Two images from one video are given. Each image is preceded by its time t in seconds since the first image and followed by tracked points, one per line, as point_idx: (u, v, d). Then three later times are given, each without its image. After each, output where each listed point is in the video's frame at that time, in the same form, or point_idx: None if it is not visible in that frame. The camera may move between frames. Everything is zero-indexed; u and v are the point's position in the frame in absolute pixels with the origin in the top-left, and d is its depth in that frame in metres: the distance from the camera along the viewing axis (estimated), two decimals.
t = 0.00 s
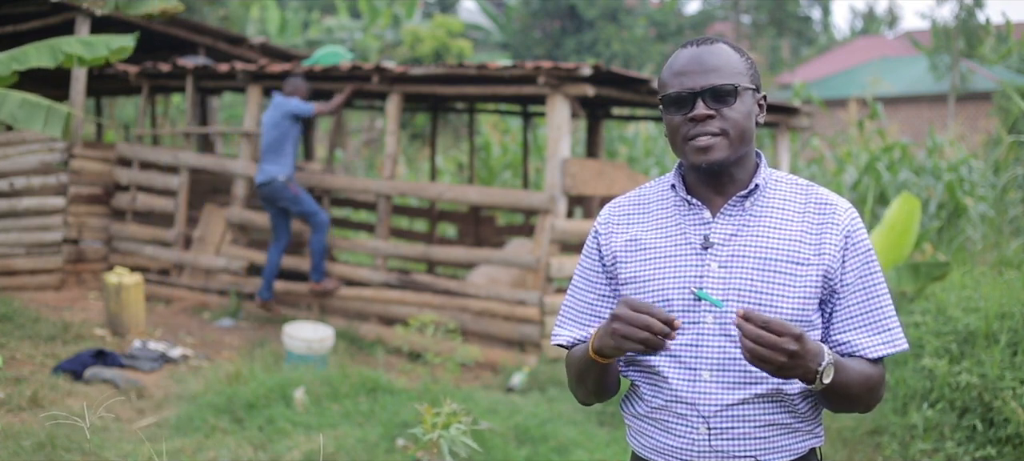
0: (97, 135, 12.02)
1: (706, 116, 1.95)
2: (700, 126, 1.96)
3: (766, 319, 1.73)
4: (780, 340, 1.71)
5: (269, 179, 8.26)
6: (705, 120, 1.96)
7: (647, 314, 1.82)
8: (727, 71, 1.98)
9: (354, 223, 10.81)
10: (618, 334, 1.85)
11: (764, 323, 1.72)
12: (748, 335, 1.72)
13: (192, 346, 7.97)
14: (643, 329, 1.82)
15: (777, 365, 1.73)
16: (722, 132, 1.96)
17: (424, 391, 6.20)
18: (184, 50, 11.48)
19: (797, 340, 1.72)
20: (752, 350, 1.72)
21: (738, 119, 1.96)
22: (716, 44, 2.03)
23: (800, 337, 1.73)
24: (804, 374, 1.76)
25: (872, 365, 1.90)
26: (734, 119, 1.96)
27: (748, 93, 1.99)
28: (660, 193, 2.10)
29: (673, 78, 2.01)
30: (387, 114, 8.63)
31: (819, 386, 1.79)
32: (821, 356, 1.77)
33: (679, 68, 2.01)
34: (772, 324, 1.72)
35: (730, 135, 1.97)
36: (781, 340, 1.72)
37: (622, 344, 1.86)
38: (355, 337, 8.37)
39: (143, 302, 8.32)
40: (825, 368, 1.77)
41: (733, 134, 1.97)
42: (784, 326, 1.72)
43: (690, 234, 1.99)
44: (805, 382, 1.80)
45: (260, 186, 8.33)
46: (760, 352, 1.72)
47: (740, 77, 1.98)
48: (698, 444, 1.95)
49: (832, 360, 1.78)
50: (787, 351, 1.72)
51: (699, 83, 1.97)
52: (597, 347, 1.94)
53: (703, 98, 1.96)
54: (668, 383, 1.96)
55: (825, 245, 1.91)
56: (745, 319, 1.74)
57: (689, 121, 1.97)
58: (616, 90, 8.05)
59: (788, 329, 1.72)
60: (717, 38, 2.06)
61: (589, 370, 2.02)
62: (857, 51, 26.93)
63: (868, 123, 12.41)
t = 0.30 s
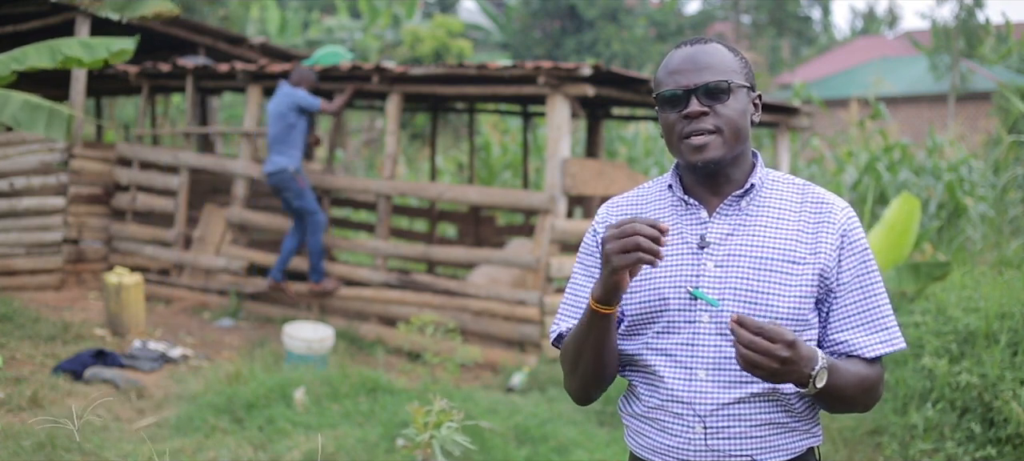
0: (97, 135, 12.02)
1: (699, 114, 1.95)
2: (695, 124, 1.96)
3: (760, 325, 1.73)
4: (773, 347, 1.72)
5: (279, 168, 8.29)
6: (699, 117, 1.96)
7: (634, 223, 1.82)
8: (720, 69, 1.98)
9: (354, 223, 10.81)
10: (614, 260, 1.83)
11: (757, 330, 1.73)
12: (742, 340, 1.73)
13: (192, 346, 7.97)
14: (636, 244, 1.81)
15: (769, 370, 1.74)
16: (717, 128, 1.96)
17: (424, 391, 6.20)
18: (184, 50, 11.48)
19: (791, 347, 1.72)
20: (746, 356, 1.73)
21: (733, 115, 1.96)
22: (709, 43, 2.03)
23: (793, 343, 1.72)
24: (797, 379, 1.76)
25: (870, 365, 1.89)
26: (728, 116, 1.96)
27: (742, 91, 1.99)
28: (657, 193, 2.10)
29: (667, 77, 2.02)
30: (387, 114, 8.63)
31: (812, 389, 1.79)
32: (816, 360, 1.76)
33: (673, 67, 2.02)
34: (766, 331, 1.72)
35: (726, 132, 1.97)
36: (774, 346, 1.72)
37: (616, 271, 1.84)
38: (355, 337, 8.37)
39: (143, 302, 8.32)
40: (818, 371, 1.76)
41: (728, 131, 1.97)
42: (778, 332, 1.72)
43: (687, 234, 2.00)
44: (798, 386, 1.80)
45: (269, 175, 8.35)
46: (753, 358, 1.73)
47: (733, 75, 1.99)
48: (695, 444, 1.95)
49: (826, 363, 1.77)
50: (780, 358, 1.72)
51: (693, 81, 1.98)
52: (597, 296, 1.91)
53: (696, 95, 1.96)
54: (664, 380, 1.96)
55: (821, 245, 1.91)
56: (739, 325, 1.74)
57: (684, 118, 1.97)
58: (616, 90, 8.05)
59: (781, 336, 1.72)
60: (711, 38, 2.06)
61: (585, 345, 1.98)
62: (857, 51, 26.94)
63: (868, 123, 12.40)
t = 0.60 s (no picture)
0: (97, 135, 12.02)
1: (706, 118, 1.95)
2: (701, 128, 1.96)
3: (744, 357, 1.77)
4: (757, 380, 1.76)
5: (280, 165, 8.30)
6: (706, 121, 1.96)
7: (652, 310, 1.81)
8: (724, 74, 1.99)
9: (354, 223, 10.81)
10: (628, 338, 1.85)
11: (741, 363, 1.77)
12: (725, 373, 1.78)
13: (192, 346, 7.97)
14: (650, 327, 1.81)
15: (753, 398, 1.78)
16: (722, 132, 1.96)
17: (424, 391, 6.20)
18: (184, 50, 11.48)
19: (774, 378, 1.77)
20: (729, 387, 1.78)
21: (737, 120, 1.97)
22: (713, 46, 2.04)
23: (777, 374, 1.77)
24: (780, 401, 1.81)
25: (863, 367, 1.90)
26: (733, 121, 1.96)
27: (746, 96, 2.00)
28: (653, 194, 2.10)
29: (670, 79, 2.01)
30: (387, 114, 8.63)
31: (794, 407, 1.84)
32: (799, 379, 1.80)
33: (677, 69, 2.01)
34: (751, 363, 1.76)
35: (730, 136, 1.97)
36: (759, 379, 1.76)
37: (631, 346, 1.85)
38: (355, 337, 8.37)
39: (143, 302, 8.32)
40: (801, 391, 1.81)
41: (733, 135, 1.97)
42: (762, 364, 1.76)
43: (684, 234, 1.99)
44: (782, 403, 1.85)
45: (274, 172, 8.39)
46: (738, 390, 1.77)
47: (738, 80, 1.99)
48: (691, 444, 1.95)
49: (809, 381, 1.82)
50: (763, 390, 1.77)
51: (698, 84, 1.97)
52: (609, 353, 1.93)
53: (704, 100, 1.96)
54: (659, 381, 1.97)
55: (817, 245, 1.92)
56: (722, 357, 1.79)
57: (689, 122, 1.96)
58: (616, 90, 8.05)
59: (766, 368, 1.76)
60: (712, 42, 2.07)
61: (594, 380, 2.02)
62: (857, 51, 26.94)
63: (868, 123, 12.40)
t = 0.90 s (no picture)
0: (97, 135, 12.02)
1: (708, 111, 1.95)
2: (702, 121, 1.95)
3: (744, 346, 1.77)
4: (757, 368, 1.76)
5: (279, 165, 8.30)
6: (708, 114, 1.95)
7: (672, 317, 1.80)
8: (727, 69, 1.99)
9: (354, 224, 10.81)
10: (644, 344, 1.83)
11: (740, 352, 1.77)
12: (725, 362, 1.77)
13: (192, 346, 7.97)
14: (666, 334, 1.80)
15: (752, 389, 1.78)
16: (724, 127, 1.96)
17: (424, 391, 6.20)
18: (184, 50, 11.48)
19: (775, 367, 1.77)
20: (730, 376, 1.77)
21: (739, 116, 1.97)
22: (716, 43, 2.04)
23: (777, 363, 1.77)
24: (778, 393, 1.81)
25: (860, 366, 1.91)
26: (735, 115, 1.97)
27: (747, 93, 2.00)
28: (651, 193, 2.09)
29: (673, 73, 2.01)
30: (387, 114, 8.63)
31: (793, 400, 1.83)
32: (796, 372, 1.80)
33: (680, 63, 2.01)
34: (751, 352, 1.76)
35: (731, 131, 1.97)
36: (759, 367, 1.76)
37: (646, 352, 1.83)
38: (355, 337, 8.37)
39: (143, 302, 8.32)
40: (798, 384, 1.81)
41: (735, 130, 1.97)
42: (762, 353, 1.77)
43: (683, 234, 1.99)
44: (779, 397, 1.84)
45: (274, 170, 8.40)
46: (739, 379, 1.77)
47: (740, 76, 2.00)
48: (691, 444, 1.94)
49: (806, 374, 1.82)
50: (763, 379, 1.77)
51: (701, 78, 1.97)
52: (619, 356, 1.91)
53: (706, 93, 1.96)
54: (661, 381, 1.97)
55: (816, 245, 1.92)
56: (720, 348, 1.78)
57: (691, 115, 1.96)
58: (616, 90, 8.05)
59: (766, 357, 1.76)
60: (714, 39, 2.07)
61: (599, 382, 2.00)
62: (857, 51, 26.94)
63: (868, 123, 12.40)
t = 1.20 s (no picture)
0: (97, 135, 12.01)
1: (713, 110, 1.95)
2: (706, 120, 1.95)
3: (763, 338, 1.77)
4: (777, 358, 1.76)
5: (280, 165, 8.29)
6: (712, 113, 1.95)
7: (690, 313, 1.80)
8: (732, 69, 1.99)
9: (354, 224, 10.82)
10: (660, 340, 1.82)
11: (760, 343, 1.77)
12: (743, 355, 1.77)
13: (192, 346, 7.97)
14: (684, 332, 1.80)
15: (770, 381, 1.78)
16: (728, 126, 1.96)
17: (424, 391, 6.20)
18: (183, 50, 11.48)
19: (792, 357, 1.78)
20: (749, 369, 1.77)
21: (743, 116, 1.97)
22: (721, 43, 2.04)
23: (794, 353, 1.78)
24: (794, 386, 1.81)
25: (866, 364, 1.92)
26: (740, 115, 1.96)
27: (752, 93, 2.00)
28: (656, 192, 2.08)
29: (678, 72, 2.01)
30: (387, 114, 8.63)
31: (808, 393, 1.84)
32: (810, 365, 1.81)
33: (685, 62, 2.01)
34: (769, 342, 1.77)
35: (736, 130, 1.97)
36: (778, 357, 1.77)
37: (662, 348, 1.83)
38: (355, 336, 8.37)
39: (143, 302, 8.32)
40: (812, 376, 1.81)
41: (739, 130, 1.97)
42: (779, 344, 1.77)
43: (689, 234, 1.98)
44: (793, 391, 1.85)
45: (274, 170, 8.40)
46: (757, 370, 1.77)
47: (745, 76, 1.99)
48: (698, 444, 1.94)
49: (819, 368, 1.82)
50: (783, 369, 1.77)
51: (706, 78, 1.97)
52: (629, 352, 1.90)
53: (710, 93, 1.96)
54: (667, 381, 1.96)
55: (822, 246, 1.92)
56: (736, 341, 1.78)
57: (695, 114, 1.96)
58: (616, 90, 8.05)
59: (784, 347, 1.77)
60: (718, 39, 2.07)
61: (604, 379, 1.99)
62: (857, 51, 26.94)
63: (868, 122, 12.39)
